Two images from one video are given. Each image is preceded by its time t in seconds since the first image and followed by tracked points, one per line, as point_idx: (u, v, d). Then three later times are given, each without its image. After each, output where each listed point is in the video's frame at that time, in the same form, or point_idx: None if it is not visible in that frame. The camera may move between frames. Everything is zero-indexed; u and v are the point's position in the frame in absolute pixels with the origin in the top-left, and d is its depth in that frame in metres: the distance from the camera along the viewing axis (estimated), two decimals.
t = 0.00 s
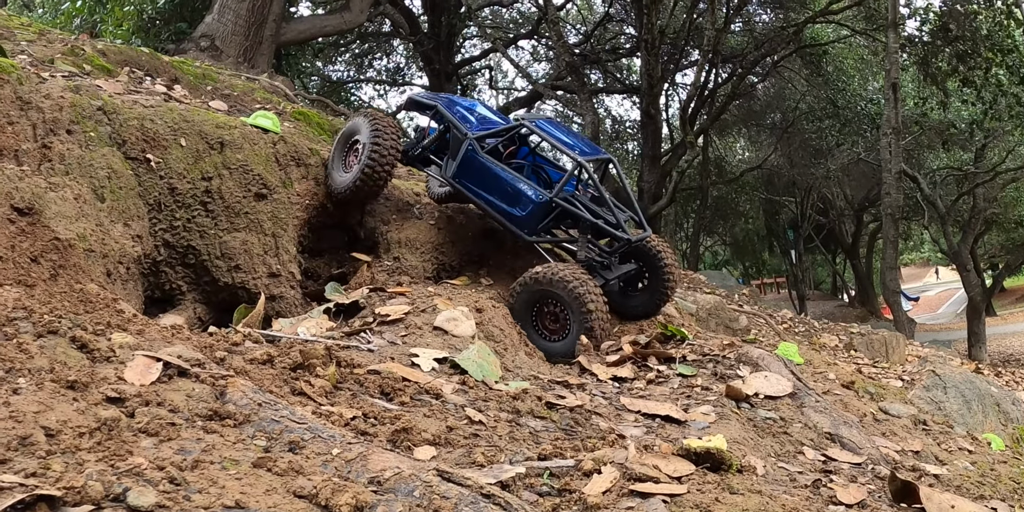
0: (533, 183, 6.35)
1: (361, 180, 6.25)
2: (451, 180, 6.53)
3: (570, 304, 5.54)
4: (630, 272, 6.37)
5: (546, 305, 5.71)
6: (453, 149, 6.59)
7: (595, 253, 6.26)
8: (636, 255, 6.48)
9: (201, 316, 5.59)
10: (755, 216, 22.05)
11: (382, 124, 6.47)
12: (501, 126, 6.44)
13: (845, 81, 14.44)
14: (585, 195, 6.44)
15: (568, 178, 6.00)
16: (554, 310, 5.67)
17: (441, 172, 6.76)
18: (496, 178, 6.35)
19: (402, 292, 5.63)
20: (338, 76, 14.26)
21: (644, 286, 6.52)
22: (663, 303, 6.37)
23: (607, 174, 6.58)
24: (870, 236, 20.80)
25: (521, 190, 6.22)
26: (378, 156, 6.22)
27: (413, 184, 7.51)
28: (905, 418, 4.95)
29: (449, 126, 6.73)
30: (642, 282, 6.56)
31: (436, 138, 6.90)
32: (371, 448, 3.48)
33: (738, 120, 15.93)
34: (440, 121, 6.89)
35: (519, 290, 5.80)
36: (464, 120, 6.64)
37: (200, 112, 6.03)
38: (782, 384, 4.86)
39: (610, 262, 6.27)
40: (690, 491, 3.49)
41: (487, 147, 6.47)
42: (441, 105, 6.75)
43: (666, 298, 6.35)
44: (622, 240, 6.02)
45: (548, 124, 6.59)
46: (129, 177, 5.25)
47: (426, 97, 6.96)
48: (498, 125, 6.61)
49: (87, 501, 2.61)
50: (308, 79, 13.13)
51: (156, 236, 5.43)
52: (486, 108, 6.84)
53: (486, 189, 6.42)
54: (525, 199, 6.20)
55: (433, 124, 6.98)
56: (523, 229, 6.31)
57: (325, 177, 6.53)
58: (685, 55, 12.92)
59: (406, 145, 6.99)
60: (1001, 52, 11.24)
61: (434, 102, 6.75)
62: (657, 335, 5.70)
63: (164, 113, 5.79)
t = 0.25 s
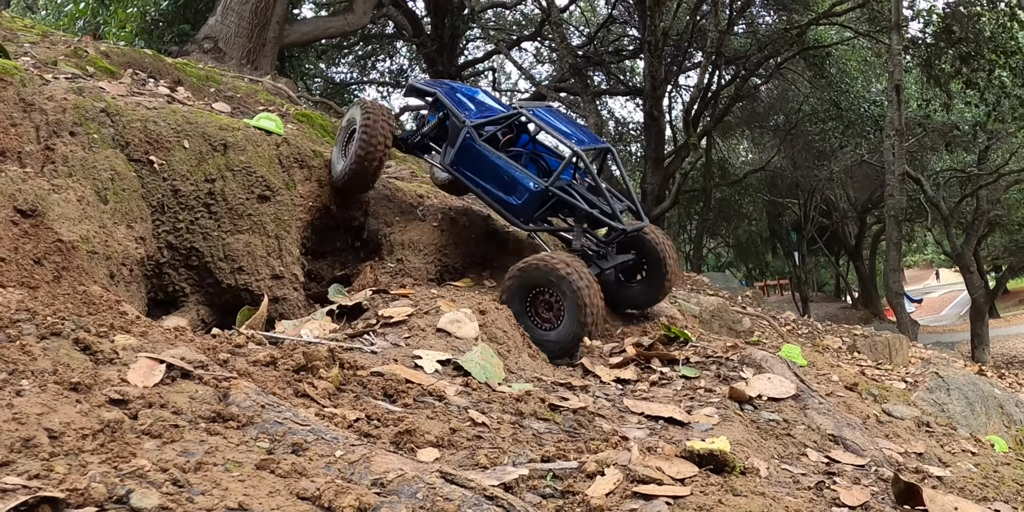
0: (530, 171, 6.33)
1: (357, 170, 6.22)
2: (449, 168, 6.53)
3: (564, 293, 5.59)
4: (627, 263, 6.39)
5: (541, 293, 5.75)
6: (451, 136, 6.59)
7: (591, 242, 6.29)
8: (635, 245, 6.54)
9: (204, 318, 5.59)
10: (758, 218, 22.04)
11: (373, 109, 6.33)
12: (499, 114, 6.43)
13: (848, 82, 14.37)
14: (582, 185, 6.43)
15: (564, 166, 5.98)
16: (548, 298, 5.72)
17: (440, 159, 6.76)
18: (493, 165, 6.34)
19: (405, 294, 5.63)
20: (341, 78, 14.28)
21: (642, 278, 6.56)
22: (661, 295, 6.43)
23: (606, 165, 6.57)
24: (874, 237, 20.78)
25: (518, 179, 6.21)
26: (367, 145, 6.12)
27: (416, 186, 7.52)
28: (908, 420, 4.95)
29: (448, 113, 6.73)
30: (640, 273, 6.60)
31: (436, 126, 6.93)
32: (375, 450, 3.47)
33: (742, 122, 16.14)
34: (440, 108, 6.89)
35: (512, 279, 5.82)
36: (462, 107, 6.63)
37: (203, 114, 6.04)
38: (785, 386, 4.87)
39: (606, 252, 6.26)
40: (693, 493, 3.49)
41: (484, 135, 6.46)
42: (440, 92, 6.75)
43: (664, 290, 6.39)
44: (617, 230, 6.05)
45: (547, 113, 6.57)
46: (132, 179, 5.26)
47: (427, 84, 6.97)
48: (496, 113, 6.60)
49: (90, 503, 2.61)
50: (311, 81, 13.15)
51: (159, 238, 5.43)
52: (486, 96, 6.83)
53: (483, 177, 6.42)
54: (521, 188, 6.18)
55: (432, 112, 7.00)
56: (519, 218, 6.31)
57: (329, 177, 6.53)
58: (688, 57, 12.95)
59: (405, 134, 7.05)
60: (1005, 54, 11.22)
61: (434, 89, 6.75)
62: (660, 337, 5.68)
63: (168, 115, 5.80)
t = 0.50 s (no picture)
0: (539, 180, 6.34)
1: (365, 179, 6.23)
2: (457, 177, 6.54)
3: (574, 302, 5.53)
4: (636, 271, 6.35)
5: (548, 306, 5.66)
6: (459, 145, 6.59)
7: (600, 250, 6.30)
8: (645, 253, 6.38)
9: (207, 320, 5.59)
10: (761, 220, 22.03)
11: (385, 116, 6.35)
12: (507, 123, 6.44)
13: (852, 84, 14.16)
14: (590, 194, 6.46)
15: (574, 176, 6.00)
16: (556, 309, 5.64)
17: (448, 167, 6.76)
18: (501, 174, 6.35)
19: (408, 295, 5.63)
20: (344, 80, 14.29)
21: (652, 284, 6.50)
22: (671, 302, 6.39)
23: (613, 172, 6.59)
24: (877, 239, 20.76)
25: (527, 188, 6.22)
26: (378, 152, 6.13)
27: (420, 187, 7.52)
28: (912, 422, 4.95)
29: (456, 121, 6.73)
30: (650, 280, 6.52)
31: (443, 133, 6.93)
32: (378, 452, 3.47)
33: (744, 124, 16.21)
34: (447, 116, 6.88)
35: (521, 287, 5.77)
36: (471, 115, 6.63)
37: (206, 116, 6.04)
38: (788, 387, 4.87)
39: (614, 261, 6.27)
40: (697, 495, 3.48)
41: (493, 143, 6.47)
42: (448, 99, 6.74)
43: (673, 298, 6.36)
44: (626, 239, 6.09)
45: (555, 121, 6.60)
46: (135, 181, 5.26)
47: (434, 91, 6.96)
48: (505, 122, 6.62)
49: (93, 505, 2.60)
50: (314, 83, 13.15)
51: (162, 240, 5.44)
52: (494, 104, 6.85)
53: (492, 187, 6.42)
54: (530, 197, 6.20)
55: (440, 119, 6.99)
56: (528, 227, 6.32)
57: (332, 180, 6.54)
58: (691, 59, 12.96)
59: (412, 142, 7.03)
60: (1008, 55, 11.19)
61: (442, 97, 6.76)
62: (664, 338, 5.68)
63: (171, 117, 5.80)
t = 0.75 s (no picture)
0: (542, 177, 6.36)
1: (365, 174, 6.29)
2: (461, 174, 6.54)
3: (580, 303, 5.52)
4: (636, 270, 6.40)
5: (552, 299, 5.69)
6: (463, 145, 6.62)
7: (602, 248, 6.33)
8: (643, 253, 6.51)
9: (210, 322, 5.59)
10: (765, 222, 22.02)
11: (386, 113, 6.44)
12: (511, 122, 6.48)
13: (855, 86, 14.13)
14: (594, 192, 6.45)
15: (577, 171, 6.02)
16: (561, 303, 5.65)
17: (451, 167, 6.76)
18: (505, 172, 6.37)
19: (412, 297, 5.63)
20: (348, 82, 14.29)
21: (651, 285, 6.57)
22: (670, 302, 6.42)
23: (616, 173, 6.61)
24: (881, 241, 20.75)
25: (531, 184, 6.23)
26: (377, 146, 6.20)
27: (422, 189, 7.52)
28: (915, 424, 4.95)
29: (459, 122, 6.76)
30: (649, 280, 6.61)
31: (446, 135, 6.93)
32: (381, 454, 3.46)
33: (747, 126, 16.25)
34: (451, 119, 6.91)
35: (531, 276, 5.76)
36: (474, 116, 6.67)
37: (210, 118, 6.04)
38: (791, 389, 4.88)
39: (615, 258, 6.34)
40: (700, 497, 3.48)
41: (497, 143, 6.50)
42: (452, 101, 6.79)
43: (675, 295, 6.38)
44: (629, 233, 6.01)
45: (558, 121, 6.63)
46: (139, 183, 5.26)
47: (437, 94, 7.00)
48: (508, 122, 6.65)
49: (97, 507, 2.60)
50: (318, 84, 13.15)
51: (165, 241, 5.44)
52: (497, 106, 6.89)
53: (495, 183, 6.43)
54: (534, 192, 6.21)
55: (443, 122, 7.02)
56: (532, 223, 6.31)
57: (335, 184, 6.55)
58: (695, 60, 12.97)
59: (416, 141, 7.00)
60: (1012, 58, 11.19)
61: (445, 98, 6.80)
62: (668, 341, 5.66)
63: (175, 119, 5.81)
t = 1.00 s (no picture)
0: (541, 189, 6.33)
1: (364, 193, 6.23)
2: (459, 187, 6.52)
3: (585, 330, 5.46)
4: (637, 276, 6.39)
5: (557, 309, 5.63)
6: (460, 154, 6.57)
7: (604, 258, 6.28)
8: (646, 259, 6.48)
9: (214, 324, 5.59)
10: (767, 223, 22.02)
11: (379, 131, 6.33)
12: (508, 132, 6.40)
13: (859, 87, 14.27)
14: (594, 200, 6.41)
15: (575, 187, 5.97)
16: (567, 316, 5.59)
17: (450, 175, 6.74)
18: (504, 184, 6.33)
19: (415, 299, 5.64)
20: (351, 83, 14.29)
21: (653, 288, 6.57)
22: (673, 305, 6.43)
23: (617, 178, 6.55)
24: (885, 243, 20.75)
25: (530, 198, 6.20)
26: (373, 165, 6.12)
27: (426, 191, 7.54)
28: (919, 425, 4.96)
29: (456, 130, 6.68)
30: (650, 283, 6.60)
31: (444, 141, 6.89)
32: (384, 456, 3.46)
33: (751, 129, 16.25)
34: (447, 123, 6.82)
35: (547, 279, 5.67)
36: (470, 124, 6.57)
37: (213, 120, 6.05)
38: (795, 391, 4.89)
39: (618, 267, 6.27)
40: (703, 498, 3.48)
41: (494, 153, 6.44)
42: (448, 109, 6.68)
43: (676, 302, 6.40)
44: (630, 247, 6.02)
45: (557, 128, 6.53)
46: (142, 185, 5.27)
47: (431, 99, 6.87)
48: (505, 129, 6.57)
49: (100, 509, 2.60)
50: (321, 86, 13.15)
51: (169, 243, 5.44)
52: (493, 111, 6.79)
53: (494, 196, 6.40)
54: (533, 208, 6.20)
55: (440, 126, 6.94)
56: (532, 236, 6.32)
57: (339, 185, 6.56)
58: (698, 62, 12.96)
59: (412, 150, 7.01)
60: (1015, 59, 11.20)
61: (441, 105, 6.68)
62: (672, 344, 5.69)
63: (178, 120, 5.81)
